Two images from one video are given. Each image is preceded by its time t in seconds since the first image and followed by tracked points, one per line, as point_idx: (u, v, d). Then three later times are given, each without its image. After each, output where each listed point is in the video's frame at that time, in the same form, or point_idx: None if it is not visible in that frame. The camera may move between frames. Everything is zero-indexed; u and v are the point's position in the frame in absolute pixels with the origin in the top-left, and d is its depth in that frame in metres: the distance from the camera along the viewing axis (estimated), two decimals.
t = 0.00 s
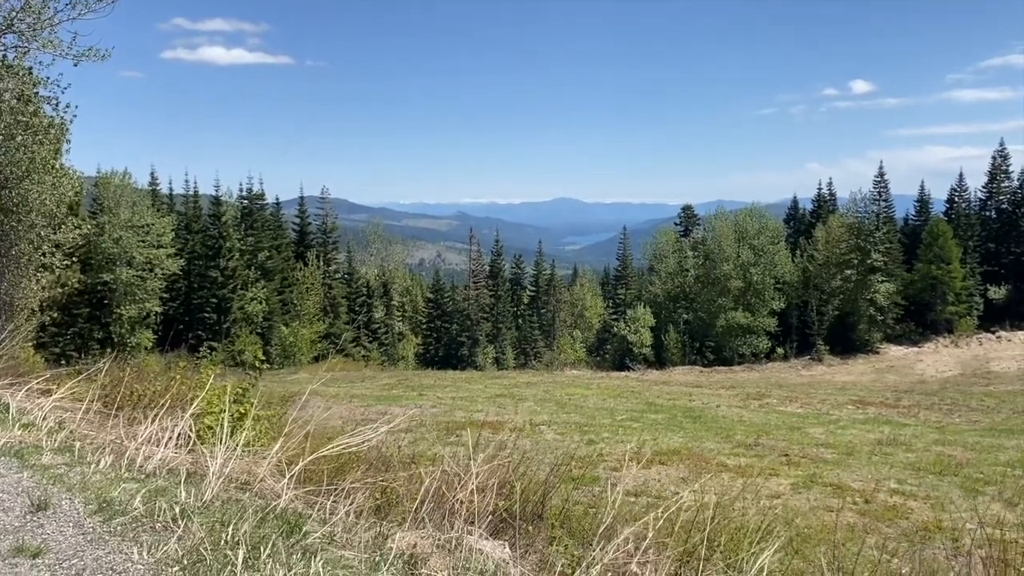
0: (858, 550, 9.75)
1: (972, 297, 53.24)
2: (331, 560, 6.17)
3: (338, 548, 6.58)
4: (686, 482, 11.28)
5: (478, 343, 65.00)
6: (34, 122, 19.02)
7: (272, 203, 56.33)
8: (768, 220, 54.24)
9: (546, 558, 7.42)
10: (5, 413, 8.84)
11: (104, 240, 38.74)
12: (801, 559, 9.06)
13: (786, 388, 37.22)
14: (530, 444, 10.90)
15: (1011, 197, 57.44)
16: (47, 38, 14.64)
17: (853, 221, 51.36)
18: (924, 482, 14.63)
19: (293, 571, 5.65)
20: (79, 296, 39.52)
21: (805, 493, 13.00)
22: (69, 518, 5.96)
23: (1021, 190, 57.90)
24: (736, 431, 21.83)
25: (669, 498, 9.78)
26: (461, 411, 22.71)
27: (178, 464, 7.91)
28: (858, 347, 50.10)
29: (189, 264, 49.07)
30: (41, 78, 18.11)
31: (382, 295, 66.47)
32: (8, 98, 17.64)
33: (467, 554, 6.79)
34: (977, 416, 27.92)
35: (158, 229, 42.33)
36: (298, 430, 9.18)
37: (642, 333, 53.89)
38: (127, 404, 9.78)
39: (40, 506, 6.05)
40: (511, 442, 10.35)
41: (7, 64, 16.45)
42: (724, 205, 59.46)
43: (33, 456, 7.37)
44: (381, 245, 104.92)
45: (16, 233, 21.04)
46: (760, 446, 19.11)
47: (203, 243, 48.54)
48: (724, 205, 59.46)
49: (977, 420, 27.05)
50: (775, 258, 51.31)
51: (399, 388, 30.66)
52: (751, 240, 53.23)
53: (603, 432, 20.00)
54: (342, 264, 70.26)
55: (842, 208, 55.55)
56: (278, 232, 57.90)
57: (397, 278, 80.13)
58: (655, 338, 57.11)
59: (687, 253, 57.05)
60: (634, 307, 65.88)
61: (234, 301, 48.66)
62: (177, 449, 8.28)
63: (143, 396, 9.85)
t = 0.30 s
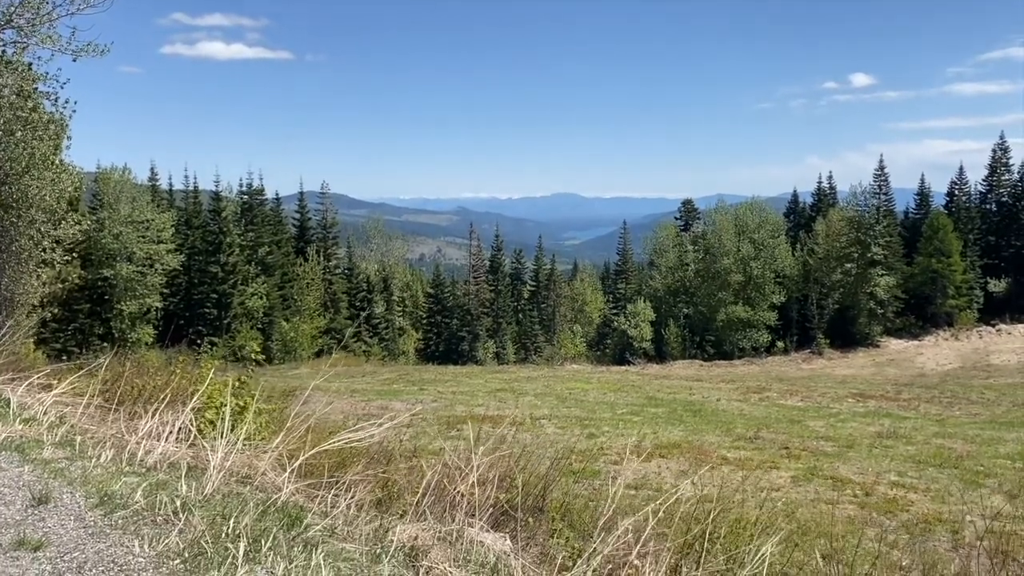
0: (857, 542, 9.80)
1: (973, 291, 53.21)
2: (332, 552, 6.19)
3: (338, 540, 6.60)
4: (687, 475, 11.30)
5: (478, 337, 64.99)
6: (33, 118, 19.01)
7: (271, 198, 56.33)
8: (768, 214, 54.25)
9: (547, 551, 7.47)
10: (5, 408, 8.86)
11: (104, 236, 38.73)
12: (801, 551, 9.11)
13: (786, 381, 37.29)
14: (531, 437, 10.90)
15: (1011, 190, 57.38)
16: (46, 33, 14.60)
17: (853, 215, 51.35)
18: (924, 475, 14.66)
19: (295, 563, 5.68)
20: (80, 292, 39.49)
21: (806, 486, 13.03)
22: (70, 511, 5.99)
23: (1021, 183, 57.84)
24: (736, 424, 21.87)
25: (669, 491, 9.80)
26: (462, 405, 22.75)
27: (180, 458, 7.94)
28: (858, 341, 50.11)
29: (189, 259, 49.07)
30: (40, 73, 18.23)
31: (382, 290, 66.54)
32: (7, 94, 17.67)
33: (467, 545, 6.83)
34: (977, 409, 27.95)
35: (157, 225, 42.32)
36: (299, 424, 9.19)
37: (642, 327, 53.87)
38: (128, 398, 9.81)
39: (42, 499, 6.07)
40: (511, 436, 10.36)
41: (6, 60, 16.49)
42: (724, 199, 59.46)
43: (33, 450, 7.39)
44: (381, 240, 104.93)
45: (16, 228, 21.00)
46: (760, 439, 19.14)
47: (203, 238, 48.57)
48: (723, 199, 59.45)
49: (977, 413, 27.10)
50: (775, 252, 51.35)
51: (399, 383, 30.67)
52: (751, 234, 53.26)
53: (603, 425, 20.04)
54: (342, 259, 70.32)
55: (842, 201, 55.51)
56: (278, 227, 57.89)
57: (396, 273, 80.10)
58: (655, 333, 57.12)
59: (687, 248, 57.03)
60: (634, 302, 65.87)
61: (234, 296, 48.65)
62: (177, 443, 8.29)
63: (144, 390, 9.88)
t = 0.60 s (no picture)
0: (858, 536, 9.82)
1: (973, 285, 53.17)
2: (334, 547, 6.21)
3: (340, 535, 6.62)
4: (688, 469, 11.30)
5: (479, 333, 64.98)
6: (33, 114, 19.04)
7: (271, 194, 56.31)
8: (769, 209, 54.21)
9: (548, 546, 7.49)
10: (7, 404, 8.88)
11: (105, 232, 38.73)
12: (803, 545, 9.13)
13: (787, 376, 37.31)
14: (532, 432, 10.90)
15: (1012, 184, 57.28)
16: (45, 29, 14.58)
17: (854, 209, 51.28)
18: (925, 469, 14.68)
19: (296, 558, 5.70)
20: (80, 289, 39.43)
21: (807, 480, 13.05)
22: (72, 507, 6.00)
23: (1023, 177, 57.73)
24: (737, 419, 21.90)
25: (671, 486, 9.82)
26: (462, 401, 22.79)
27: (180, 454, 7.94)
28: (858, 335, 50.11)
29: (190, 255, 49.09)
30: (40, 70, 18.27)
31: (383, 285, 66.57)
32: (6, 90, 17.66)
33: (469, 540, 6.85)
34: (978, 403, 27.96)
35: (158, 221, 42.28)
36: (300, 420, 9.20)
37: (643, 322, 53.83)
38: (129, 395, 9.82)
39: (44, 496, 6.08)
40: (512, 431, 10.36)
41: (5, 56, 16.51)
42: (724, 193, 59.41)
43: (35, 446, 7.40)
44: (382, 236, 104.88)
45: (16, 225, 20.89)
46: (761, 433, 19.15)
47: (204, 234, 48.57)
48: (724, 194, 59.40)
49: (978, 407, 27.11)
50: (775, 246, 51.34)
51: (400, 379, 30.72)
52: (752, 228, 53.24)
53: (604, 420, 20.06)
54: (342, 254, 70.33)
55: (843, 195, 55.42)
56: (278, 223, 57.86)
57: (397, 269, 80.05)
58: (656, 327, 57.12)
59: (687, 242, 57.00)
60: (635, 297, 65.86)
61: (235, 292, 48.69)
62: (179, 440, 8.31)
63: (145, 387, 9.89)
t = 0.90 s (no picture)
0: (859, 531, 9.82)
1: (974, 280, 53.14)
2: (336, 543, 6.23)
3: (341, 531, 6.63)
4: (688, 464, 11.31)
5: (479, 329, 64.96)
6: (32, 111, 19.05)
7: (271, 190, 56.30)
8: (769, 204, 54.21)
9: (549, 542, 7.52)
10: (8, 401, 8.89)
11: (105, 229, 38.72)
12: (804, 541, 9.13)
13: (788, 371, 37.32)
14: (532, 428, 10.89)
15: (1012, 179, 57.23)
16: (45, 25, 14.57)
17: (854, 204, 51.27)
18: (925, 464, 14.69)
19: (299, 553, 5.70)
20: (81, 285, 39.40)
21: (807, 475, 13.07)
22: (74, 503, 6.02)
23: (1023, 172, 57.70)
24: (737, 414, 21.92)
25: (672, 481, 9.83)
26: (463, 396, 22.80)
27: (182, 450, 7.96)
28: (859, 331, 50.05)
29: (191, 252, 49.06)
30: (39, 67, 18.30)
31: (383, 282, 66.58)
32: (5, 87, 17.66)
33: (470, 536, 6.87)
34: (978, 398, 27.98)
35: (158, 217, 42.26)
36: (301, 416, 9.20)
37: (643, 318, 53.76)
38: (130, 391, 9.84)
39: (45, 492, 6.10)
40: (513, 427, 10.36)
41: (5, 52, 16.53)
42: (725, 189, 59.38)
43: (37, 443, 7.41)
44: (382, 233, 104.81)
45: (17, 222, 20.90)
46: (762, 429, 19.16)
47: (204, 231, 48.58)
48: (724, 189, 59.37)
49: (978, 402, 27.12)
50: (776, 242, 51.34)
51: (400, 375, 30.74)
52: (752, 224, 53.26)
53: (605, 416, 20.08)
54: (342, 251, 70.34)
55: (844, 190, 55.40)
56: (278, 220, 57.86)
57: (397, 265, 79.94)
58: (657, 323, 57.07)
59: (688, 238, 56.96)
60: (635, 293, 65.85)
61: (235, 289, 48.65)
62: (180, 436, 8.32)
63: (146, 383, 9.91)
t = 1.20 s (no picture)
0: (856, 527, 9.82)
1: (971, 277, 53.18)
2: (333, 540, 6.23)
3: (339, 528, 6.64)
4: (685, 461, 11.31)
5: (477, 326, 65.02)
6: (28, 108, 18.99)
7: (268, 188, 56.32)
8: (766, 202, 54.26)
9: (545, 538, 7.56)
10: (5, 398, 8.87)
11: (101, 226, 38.69)
12: (801, 538, 9.15)
13: (785, 368, 37.43)
14: (530, 425, 10.87)
15: (1009, 176, 57.31)
16: (41, 23, 14.50)
17: (851, 202, 51.52)
18: (922, 461, 14.72)
19: (296, 551, 5.70)
20: (78, 283, 39.38)
21: (805, 472, 13.09)
22: (72, 501, 6.00)
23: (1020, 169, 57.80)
24: (735, 411, 21.98)
25: (668, 479, 9.84)
26: (461, 394, 22.83)
27: (180, 448, 7.94)
28: (856, 328, 50.00)
29: (187, 249, 49.05)
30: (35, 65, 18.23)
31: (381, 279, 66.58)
32: (1, 85, 17.60)
33: (467, 533, 6.88)
34: (975, 395, 28.06)
35: (154, 215, 42.23)
36: (299, 414, 9.16)
37: (640, 315, 53.77)
38: (128, 389, 9.82)
39: (43, 490, 6.08)
40: (510, 424, 10.35)
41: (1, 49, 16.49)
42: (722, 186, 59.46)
43: (35, 441, 7.40)
44: (379, 230, 104.95)
45: (14, 219, 20.89)
46: (758, 426, 19.20)
47: (202, 228, 48.59)
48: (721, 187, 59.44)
49: (975, 398, 27.21)
50: (773, 240, 51.38)
51: (398, 372, 30.77)
52: (749, 221, 53.35)
53: (602, 413, 20.12)
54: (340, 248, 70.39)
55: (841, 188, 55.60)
56: (275, 217, 57.85)
57: (394, 262, 79.86)
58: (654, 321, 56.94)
59: (685, 235, 57.01)
60: (632, 290, 65.92)
61: (232, 286, 48.61)
62: (178, 434, 8.31)
63: (143, 381, 9.90)
